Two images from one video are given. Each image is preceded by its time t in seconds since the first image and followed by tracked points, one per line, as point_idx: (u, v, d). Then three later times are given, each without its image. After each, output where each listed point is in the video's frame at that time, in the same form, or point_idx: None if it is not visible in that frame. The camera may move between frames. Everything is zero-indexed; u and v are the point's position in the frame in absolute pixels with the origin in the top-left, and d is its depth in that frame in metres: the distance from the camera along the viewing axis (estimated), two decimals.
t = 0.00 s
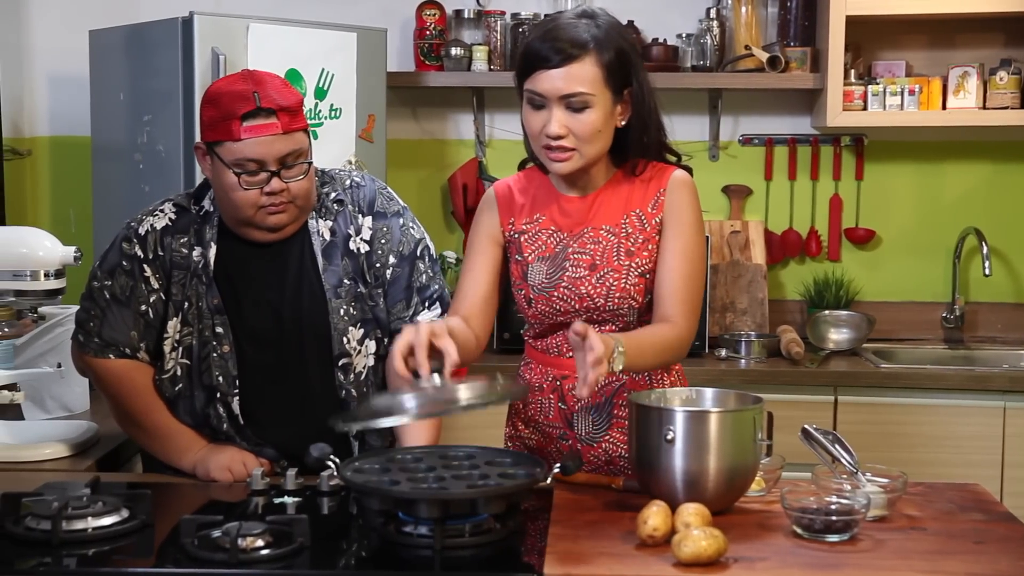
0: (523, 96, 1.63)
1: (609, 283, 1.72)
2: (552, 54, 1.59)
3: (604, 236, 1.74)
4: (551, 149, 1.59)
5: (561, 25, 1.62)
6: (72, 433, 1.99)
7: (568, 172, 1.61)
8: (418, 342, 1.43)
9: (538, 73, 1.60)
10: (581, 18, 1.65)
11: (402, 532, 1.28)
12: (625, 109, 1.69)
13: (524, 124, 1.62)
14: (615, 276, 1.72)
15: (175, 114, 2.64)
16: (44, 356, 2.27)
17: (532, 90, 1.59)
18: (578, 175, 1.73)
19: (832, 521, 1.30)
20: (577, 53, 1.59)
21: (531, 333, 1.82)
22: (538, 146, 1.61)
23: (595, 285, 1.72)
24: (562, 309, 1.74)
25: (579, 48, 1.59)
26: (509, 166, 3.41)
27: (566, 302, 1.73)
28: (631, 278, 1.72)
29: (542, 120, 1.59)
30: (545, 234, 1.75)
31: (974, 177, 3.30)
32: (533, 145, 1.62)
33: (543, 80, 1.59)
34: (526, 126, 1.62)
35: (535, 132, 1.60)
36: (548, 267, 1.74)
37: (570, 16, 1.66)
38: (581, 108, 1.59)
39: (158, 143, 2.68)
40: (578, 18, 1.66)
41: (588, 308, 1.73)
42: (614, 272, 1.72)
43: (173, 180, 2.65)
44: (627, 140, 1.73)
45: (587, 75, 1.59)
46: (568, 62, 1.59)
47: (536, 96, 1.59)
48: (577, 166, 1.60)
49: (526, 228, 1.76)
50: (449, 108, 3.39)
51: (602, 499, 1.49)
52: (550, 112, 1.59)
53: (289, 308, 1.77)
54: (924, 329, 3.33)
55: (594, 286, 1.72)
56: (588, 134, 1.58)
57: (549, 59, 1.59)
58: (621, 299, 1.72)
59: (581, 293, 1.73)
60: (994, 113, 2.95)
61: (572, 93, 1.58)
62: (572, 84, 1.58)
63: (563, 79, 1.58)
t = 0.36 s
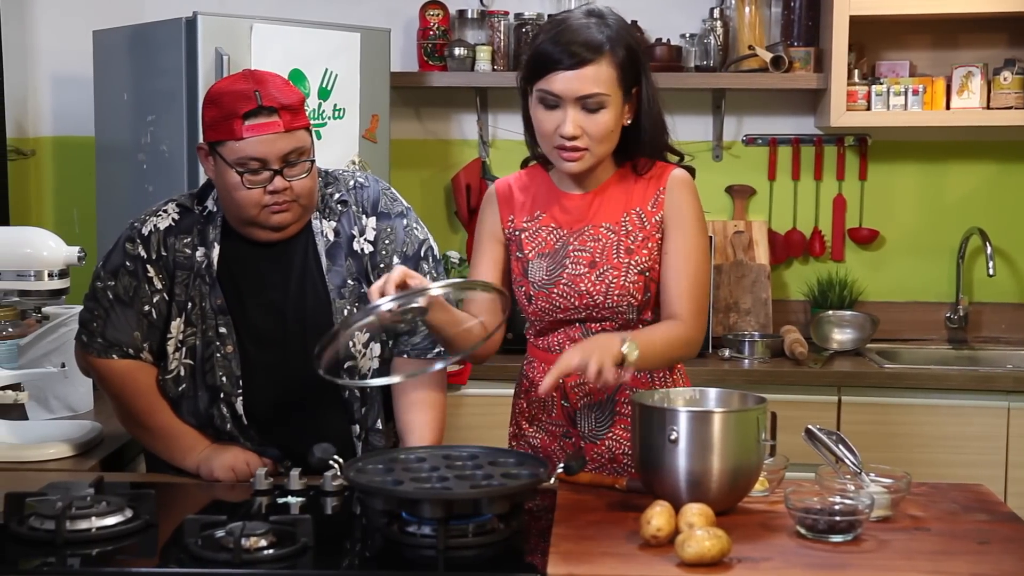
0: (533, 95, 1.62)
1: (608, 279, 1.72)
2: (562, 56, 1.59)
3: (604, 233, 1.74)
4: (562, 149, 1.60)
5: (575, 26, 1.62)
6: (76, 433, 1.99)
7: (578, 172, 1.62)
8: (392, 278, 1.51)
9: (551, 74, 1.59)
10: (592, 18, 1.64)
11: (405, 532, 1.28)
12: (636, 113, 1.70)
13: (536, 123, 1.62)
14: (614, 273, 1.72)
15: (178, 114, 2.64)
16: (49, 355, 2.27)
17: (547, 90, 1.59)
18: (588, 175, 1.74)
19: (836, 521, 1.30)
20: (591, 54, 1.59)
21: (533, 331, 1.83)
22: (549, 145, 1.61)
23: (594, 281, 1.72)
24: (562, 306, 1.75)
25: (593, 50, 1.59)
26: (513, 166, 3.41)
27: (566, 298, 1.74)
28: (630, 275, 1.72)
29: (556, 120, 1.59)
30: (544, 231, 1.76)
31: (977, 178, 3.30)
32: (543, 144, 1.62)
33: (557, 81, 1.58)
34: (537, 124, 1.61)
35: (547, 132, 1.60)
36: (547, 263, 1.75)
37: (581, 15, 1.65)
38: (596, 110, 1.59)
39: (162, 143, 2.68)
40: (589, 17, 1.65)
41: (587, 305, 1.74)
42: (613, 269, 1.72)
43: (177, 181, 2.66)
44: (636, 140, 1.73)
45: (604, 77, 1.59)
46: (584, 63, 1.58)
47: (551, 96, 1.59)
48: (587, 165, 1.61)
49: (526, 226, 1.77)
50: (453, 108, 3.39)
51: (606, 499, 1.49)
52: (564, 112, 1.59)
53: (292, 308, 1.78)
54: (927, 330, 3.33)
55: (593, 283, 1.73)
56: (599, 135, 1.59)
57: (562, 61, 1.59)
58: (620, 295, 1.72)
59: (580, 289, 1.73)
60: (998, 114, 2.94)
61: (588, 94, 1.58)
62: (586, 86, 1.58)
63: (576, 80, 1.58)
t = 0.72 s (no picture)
0: (565, 95, 1.62)
1: (625, 281, 1.72)
2: (588, 61, 1.59)
3: (617, 234, 1.73)
4: (599, 148, 1.60)
5: (602, 28, 1.61)
6: (80, 433, 1.99)
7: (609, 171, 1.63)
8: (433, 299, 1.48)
9: (584, 74, 1.59)
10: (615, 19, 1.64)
11: (410, 532, 1.28)
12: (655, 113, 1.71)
13: (568, 122, 1.61)
14: (631, 274, 1.72)
15: (183, 115, 2.64)
16: (52, 356, 2.28)
17: (585, 89, 1.59)
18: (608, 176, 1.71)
19: (840, 521, 1.30)
20: (627, 55, 1.59)
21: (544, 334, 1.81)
22: (583, 145, 1.61)
23: (611, 284, 1.71)
24: (578, 309, 1.73)
25: (628, 50, 1.59)
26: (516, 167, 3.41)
27: (583, 301, 1.73)
28: (647, 276, 1.72)
29: (595, 119, 1.60)
30: (556, 235, 1.75)
31: (982, 178, 3.29)
32: (575, 144, 1.62)
33: (596, 81, 1.58)
34: (570, 124, 1.61)
35: (583, 131, 1.60)
36: (562, 267, 1.74)
37: (602, 16, 1.64)
38: (633, 109, 1.61)
39: (166, 144, 2.68)
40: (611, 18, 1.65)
41: (604, 307, 1.73)
42: (630, 271, 1.72)
43: (181, 181, 2.66)
44: (650, 141, 1.72)
45: (639, 77, 1.60)
46: (622, 63, 1.58)
47: (590, 96, 1.59)
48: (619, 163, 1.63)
49: (536, 230, 1.76)
50: (457, 109, 3.39)
51: (610, 499, 1.48)
52: (603, 111, 1.59)
53: (298, 308, 1.77)
54: (932, 330, 3.32)
55: (610, 285, 1.72)
56: (634, 134, 1.61)
57: (596, 62, 1.59)
58: (638, 297, 1.72)
59: (597, 292, 1.72)
60: (1003, 114, 2.94)
61: (627, 94, 1.59)
62: (625, 86, 1.58)
63: (615, 79, 1.58)
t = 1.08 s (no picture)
0: (669, 90, 1.49)
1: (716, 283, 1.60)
2: (691, 58, 1.47)
3: (712, 233, 1.61)
4: (702, 144, 1.48)
5: (703, 24, 1.49)
6: (81, 433, 1.99)
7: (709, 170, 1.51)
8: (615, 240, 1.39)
9: (689, 69, 1.47)
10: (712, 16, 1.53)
11: (410, 533, 1.27)
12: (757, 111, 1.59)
13: (671, 117, 1.49)
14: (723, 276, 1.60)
15: (182, 115, 2.64)
16: (52, 356, 2.28)
17: (691, 83, 1.47)
18: (709, 173, 1.58)
19: (839, 522, 1.30)
20: (732, 52, 1.47)
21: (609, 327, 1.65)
22: (684, 140, 1.49)
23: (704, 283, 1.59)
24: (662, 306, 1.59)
25: (734, 46, 1.47)
26: (516, 167, 3.41)
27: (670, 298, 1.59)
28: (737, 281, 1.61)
29: (699, 115, 1.47)
30: (647, 226, 1.60)
31: (982, 179, 3.29)
32: (678, 141, 1.50)
33: (700, 77, 1.46)
34: (672, 119, 1.49)
35: (687, 127, 1.48)
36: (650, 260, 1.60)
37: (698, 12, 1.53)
38: (738, 105, 1.48)
39: (166, 144, 2.68)
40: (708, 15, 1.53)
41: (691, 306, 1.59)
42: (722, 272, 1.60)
43: (181, 182, 2.65)
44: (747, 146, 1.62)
45: (745, 73, 1.48)
46: (728, 58, 1.47)
47: (696, 90, 1.47)
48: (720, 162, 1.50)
49: (628, 218, 1.60)
50: (457, 109, 3.39)
51: (611, 500, 1.48)
52: (709, 106, 1.47)
53: (300, 308, 1.77)
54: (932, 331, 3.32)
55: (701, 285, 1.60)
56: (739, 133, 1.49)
57: (695, 61, 1.47)
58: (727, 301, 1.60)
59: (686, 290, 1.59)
60: (1004, 115, 2.94)
61: (733, 89, 1.47)
62: (731, 82, 1.47)
63: (720, 74, 1.46)
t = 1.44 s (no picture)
0: (756, 101, 1.51)
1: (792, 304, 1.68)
2: (779, 69, 1.48)
3: (793, 255, 1.67)
4: (788, 156, 1.50)
5: (788, 37, 1.50)
6: (75, 438, 1.99)
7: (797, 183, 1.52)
8: (853, 368, 1.18)
9: (777, 80, 1.48)
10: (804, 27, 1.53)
11: (404, 538, 1.27)
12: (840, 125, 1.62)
13: (760, 128, 1.50)
14: (800, 298, 1.68)
15: (178, 120, 2.64)
16: (47, 361, 2.28)
17: (779, 94, 1.48)
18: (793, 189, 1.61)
19: (835, 526, 1.30)
20: (824, 63, 1.48)
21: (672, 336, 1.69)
22: (772, 152, 1.51)
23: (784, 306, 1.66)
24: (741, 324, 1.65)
25: (826, 59, 1.48)
26: (511, 172, 3.41)
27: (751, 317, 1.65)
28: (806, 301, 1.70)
29: (788, 126, 1.49)
30: (736, 246, 1.62)
31: (978, 184, 3.30)
32: (763, 153, 1.51)
33: (791, 89, 1.47)
34: (761, 131, 1.50)
35: (774, 138, 1.50)
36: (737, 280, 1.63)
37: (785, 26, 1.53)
38: (826, 118, 1.49)
39: (161, 149, 2.68)
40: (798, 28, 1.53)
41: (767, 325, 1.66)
42: (799, 294, 1.68)
43: (176, 187, 2.65)
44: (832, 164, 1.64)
45: (835, 85, 1.49)
46: (818, 70, 1.47)
47: (784, 102, 1.48)
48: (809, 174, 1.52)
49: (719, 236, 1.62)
50: (452, 114, 3.40)
51: (606, 505, 1.49)
52: (797, 119, 1.48)
53: (297, 314, 1.77)
54: (927, 335, 3.33)
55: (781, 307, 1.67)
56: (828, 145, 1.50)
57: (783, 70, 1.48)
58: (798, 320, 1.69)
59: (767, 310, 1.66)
60: (999, 119, 2.94)
61: (821, 102, 1.48)
62: (822, 93, 1.48)
63: (809, 86, 1.47)
